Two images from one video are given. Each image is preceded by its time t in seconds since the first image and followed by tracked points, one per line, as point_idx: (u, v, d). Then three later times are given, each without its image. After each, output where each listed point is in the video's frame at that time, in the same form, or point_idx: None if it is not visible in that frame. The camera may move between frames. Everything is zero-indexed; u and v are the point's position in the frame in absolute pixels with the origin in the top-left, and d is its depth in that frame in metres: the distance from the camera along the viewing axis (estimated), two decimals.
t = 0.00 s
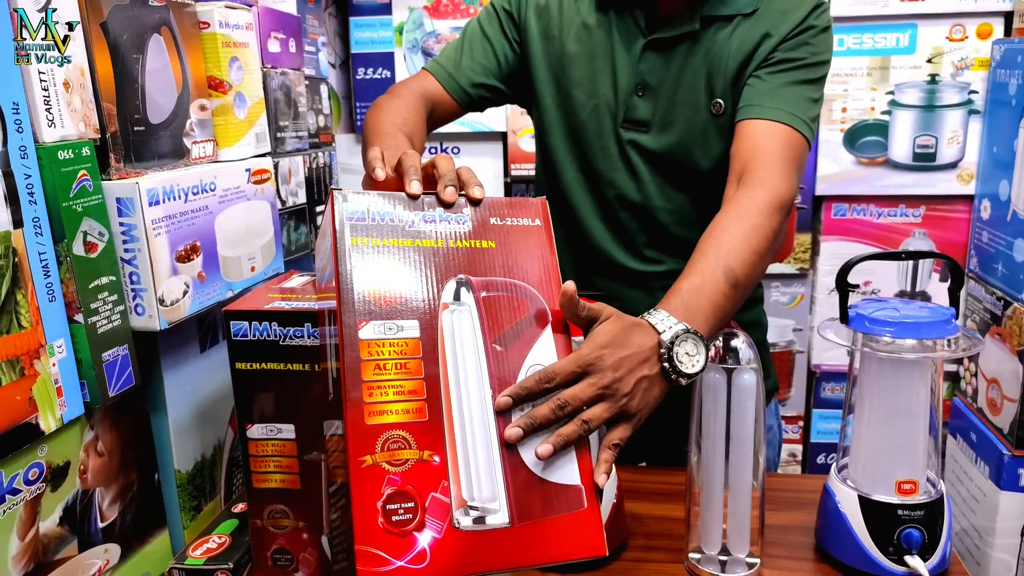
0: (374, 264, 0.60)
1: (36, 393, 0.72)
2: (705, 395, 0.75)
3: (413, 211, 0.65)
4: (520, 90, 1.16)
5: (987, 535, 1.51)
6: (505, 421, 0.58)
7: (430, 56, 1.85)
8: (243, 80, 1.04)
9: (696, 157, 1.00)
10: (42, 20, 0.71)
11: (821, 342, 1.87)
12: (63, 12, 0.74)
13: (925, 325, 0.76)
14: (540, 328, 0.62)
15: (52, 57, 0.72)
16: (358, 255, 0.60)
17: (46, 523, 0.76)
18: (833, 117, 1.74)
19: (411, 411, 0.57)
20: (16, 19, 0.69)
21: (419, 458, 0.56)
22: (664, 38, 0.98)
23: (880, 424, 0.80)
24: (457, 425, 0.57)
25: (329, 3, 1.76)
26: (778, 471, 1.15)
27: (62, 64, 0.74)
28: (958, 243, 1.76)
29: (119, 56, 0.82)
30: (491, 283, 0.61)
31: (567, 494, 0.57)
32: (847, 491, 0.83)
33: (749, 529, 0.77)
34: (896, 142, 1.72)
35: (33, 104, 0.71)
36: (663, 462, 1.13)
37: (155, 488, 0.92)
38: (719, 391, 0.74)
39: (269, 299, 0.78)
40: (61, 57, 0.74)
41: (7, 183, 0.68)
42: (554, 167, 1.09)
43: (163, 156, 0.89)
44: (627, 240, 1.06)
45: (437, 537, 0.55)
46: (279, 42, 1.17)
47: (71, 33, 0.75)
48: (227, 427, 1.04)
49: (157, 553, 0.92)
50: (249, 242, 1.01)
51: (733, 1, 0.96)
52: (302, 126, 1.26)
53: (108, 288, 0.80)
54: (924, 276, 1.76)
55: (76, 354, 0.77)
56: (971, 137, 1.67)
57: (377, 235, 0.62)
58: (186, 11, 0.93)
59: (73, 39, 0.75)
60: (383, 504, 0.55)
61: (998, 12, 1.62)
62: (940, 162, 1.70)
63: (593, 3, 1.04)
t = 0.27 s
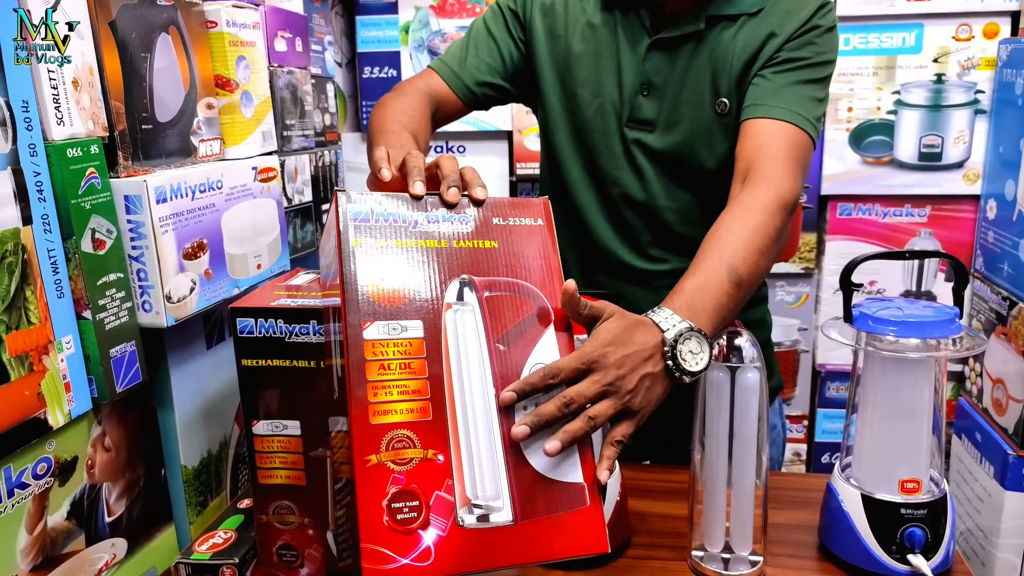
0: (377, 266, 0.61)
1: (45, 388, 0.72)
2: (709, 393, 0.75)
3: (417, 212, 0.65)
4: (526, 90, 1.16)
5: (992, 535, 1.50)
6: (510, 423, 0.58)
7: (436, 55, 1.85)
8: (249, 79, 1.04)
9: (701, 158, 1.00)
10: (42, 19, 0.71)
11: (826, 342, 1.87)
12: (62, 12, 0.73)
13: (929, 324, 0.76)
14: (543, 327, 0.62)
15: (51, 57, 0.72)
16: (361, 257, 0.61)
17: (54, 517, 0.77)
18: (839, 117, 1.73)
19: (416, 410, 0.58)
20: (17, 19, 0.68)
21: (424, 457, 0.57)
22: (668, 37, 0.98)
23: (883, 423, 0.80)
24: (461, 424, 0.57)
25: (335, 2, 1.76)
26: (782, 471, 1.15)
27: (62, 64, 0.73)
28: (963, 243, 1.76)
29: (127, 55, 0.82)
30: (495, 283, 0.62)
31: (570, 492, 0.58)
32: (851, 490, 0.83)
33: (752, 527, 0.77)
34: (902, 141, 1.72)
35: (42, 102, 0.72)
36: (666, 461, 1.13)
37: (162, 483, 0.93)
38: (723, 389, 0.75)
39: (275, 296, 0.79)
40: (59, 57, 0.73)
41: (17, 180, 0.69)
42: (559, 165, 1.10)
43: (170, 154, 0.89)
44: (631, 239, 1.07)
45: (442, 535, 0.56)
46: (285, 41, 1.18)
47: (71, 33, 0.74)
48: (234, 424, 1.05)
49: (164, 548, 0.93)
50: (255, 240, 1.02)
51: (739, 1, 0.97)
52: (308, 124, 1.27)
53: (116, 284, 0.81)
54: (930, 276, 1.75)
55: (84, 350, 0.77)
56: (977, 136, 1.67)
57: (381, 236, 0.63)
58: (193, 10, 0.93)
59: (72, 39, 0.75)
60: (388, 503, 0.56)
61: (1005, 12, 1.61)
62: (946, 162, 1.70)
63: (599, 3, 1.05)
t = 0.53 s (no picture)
0: (373, 270, 0.60)
1: (45, 388, 0.73)
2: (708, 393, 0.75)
3: (415, 215, 0.63)
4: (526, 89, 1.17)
5: (992, 535, 1.50)
6: (505, 431, 0.58)
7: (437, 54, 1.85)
8: (250, 79, 1.04)
9: (701, 154, 1.00)
10: (43, 19, 0.71)
11: (826, 342, 1.87)
12: (62, 12, 0.73)
13: (929, 324, 0.76)
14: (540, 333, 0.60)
15: (52, 57, 0.72)
16: (357, 262, 0.60)
17: (54, 516, 0.77)
18: (840, 116, 1.73)
19: (411, 416, 0.58)
20: (17, 19, 0.68)
21: (418, 462, 0.58)
22: (670, 37, 0.99)
23: (883, 423, 0.80)
24: (456, 430, 0.58)
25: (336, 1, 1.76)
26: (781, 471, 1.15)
27: (62, 64, 0.73)
28: (964, 243, 1.76)
29: (127, 54, 0.83)
30: (492, 288, 0.61)
31: (563, 497, 0.58)
32: (850, 490, 0.83)
33: (751, 526, 0.78)
34: (902, 141, 1.71)
35: (43, 102, 0.72)
36: (666, 460, 1.13)
37: (162, 483, 0.93)
38: (721, 390, 0.75)
39: (275, 296, 0.79)
40: (60, 56, 0.73)
41: (18, 179, 0.69)
42: (559, 165, 1.10)
43: (171, 154, 0.90)
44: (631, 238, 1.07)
45: (435, 539, 0.57)
46: (286, 40, 1.18)
47: (71, 33, 0.74)
48: (233, 423, 1.05)
49: (164, 547, 0.93)
50: (255, 239, 1.02)
51: None
52: (308, 124, 1.27)
53: (116, 284, 0.81)
54: (930, 276, 1.75)
55: (84, 350, 0.78)
56: (978, 136, 1.67)
57: (378, 239, 0.61)
58: (193, 10, 0.94)
59: (72, 39, 0.75)
60: (383, 507, 0.56)
61: (1006, 11, 1.60)
62: (947, 161, 1.70)
63: (598, 3, 1.04)
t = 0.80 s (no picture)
0: (367, 269, 0.60)
1: (43, 388, 0.73)
2: (707, 393, 0.75)
3: (409, 214, 0.63)
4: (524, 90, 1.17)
5: (991, 534, 1.51)
6: (499, 430, 0.58)
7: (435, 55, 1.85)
8: (248, 79, 1.04)
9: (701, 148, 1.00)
10: (43, 20, 0.71)
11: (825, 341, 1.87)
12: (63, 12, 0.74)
13: (926, 323, 0.76)
14: (533, 334, 0.60)
15: (52, 57, 0.73)
16: (350, 263, 0.60)
17: (52, 516, 0.77)
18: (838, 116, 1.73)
19: (404, 415, 0.58)
20: (17, 20, 0.69)
21: (411, 462, 0.58)
22: (670, 35, 1.00)
23: (881, 422, 0.80)
24: (449, 429, 0.58)
25: (334, 1, 1.76)
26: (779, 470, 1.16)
27: (63, 64, 0.74)
28: (962, 242, 1.76)
29: (125, 55, 0.83)
30: (486, 287, 0.61)
31: (558, 496, 0.58)
32: (848, 490, 0.83)
33: (750, 525, 0.78)
34: (900, 140, 1.71)
35: (41, 103, 0.72)
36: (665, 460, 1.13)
37: (161, 483, 0.93)
38: (720, 389, 0.75)
39: (273, 296, 0.79)
40: (61, 58, 0.74)
41: (15, 180, 0.69)
42: (557, 164, 1.10)
43: (169, 155, 0.90)
44: (629, 237, 1.07)
45: (428, 538, 0.57)
46: (284, 41, 1.18)
47: (71, 34, 0.75)
48: (232, 423, 1.05)
49: (162, 548, 0.93)
50: (253, 240, 1.02)
51: None
52: (307, 124, 1.27)
53: (113, 285, 0.81)
54: (929, 275, 1.75)
55: (82, 350, 0.78)
56: (976, 135, 1.68)
57: (371, 239, 0.61)
58: (191, 11, 0.94)
59: (73, 39, 0.75)
60: (376, 506, 0.57)
61: (1004, 11, 1.60)
62: (945, 161, 1.70)
63: (595, 3, 1.05)
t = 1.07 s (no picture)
0: (369, 267, 0.60)
1: (46, 382, 0.73)
2: (710, 390, 0.75)
3: (409, 211, 0.63)
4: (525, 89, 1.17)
5: (993, 530, 1.50)
6: (505, 423, 0.58)
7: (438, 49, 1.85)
8: (250, 73, 1.04)
9: (704, 146, 1.00)
10: (43, 19, 0.71)
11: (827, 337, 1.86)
12: (62, 12, 0.73)
13: (929, 319, 0.76)
14: (539, 327, 0.60)
15: (52, 56, 0.72)
16: (351, 261, 0.60)
17: (55, 510, 0.77)
18: (842, 111, 1.73)
19: (409, 411, 0.58)
20: (17, 19, 0.68)
21: (417, 457, 0.58)
22: (673, 29, 1.00)
23: (883, 418, 0.80)
24: (455, 424, 0.57)
25: None
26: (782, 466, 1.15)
27: (62, 63, 0.73)
28: (965, 238, 1.75)
29: (127, 48, 0.82)
30: (490, 281, 0.61)
31: (566, 490, 0.58)
32: (850, 486, 0.83)
33: (752, 523, 0.78)
34: (904, 136, 1.71)
35: (43, 96, 0.72)
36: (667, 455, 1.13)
37: (163, 477, 0.93)
38: (723, 386, 0.75)
39: (275, 290, 0.79)
40: (60, 55, 0.73)
41: (17, 173, 0.69)
42: (559, 160, 1.10)
43: (171, 148, 0.89)
44: (632, 232, 1.06)
45: (437, 534, 0.56)
46: (286, 35, 1.18)
47: (71, 33, 0.74)
48: (235, 417, 1.05)
49: (165, 541, 0.93)
50: (255, 234, 1.02)
51: None
52: (309, 118, 1.27)
53: (116, 278, 0.81)
54: (932, 271, 1.75)
55: (85, 344, 0.78)
56: (980, 131, 1.66)
57: (374, 238, 0.61)
58: (193, 4, 0.93)
59: (72, 38, 0.75)
60: (383, 503, 0.56)
61: (1009, 6, 1.59)
62: (948, 157, 1.69)
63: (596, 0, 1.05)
